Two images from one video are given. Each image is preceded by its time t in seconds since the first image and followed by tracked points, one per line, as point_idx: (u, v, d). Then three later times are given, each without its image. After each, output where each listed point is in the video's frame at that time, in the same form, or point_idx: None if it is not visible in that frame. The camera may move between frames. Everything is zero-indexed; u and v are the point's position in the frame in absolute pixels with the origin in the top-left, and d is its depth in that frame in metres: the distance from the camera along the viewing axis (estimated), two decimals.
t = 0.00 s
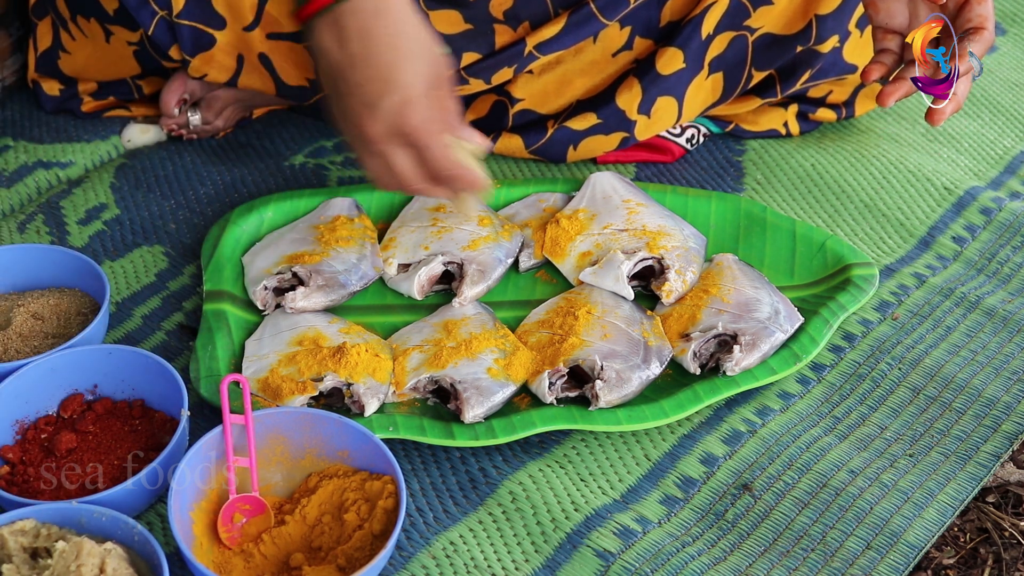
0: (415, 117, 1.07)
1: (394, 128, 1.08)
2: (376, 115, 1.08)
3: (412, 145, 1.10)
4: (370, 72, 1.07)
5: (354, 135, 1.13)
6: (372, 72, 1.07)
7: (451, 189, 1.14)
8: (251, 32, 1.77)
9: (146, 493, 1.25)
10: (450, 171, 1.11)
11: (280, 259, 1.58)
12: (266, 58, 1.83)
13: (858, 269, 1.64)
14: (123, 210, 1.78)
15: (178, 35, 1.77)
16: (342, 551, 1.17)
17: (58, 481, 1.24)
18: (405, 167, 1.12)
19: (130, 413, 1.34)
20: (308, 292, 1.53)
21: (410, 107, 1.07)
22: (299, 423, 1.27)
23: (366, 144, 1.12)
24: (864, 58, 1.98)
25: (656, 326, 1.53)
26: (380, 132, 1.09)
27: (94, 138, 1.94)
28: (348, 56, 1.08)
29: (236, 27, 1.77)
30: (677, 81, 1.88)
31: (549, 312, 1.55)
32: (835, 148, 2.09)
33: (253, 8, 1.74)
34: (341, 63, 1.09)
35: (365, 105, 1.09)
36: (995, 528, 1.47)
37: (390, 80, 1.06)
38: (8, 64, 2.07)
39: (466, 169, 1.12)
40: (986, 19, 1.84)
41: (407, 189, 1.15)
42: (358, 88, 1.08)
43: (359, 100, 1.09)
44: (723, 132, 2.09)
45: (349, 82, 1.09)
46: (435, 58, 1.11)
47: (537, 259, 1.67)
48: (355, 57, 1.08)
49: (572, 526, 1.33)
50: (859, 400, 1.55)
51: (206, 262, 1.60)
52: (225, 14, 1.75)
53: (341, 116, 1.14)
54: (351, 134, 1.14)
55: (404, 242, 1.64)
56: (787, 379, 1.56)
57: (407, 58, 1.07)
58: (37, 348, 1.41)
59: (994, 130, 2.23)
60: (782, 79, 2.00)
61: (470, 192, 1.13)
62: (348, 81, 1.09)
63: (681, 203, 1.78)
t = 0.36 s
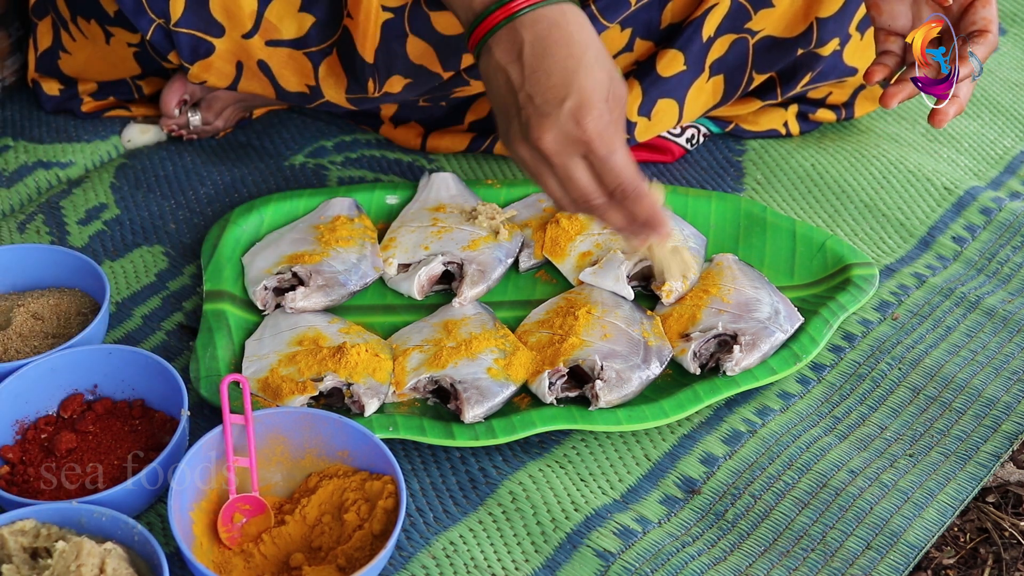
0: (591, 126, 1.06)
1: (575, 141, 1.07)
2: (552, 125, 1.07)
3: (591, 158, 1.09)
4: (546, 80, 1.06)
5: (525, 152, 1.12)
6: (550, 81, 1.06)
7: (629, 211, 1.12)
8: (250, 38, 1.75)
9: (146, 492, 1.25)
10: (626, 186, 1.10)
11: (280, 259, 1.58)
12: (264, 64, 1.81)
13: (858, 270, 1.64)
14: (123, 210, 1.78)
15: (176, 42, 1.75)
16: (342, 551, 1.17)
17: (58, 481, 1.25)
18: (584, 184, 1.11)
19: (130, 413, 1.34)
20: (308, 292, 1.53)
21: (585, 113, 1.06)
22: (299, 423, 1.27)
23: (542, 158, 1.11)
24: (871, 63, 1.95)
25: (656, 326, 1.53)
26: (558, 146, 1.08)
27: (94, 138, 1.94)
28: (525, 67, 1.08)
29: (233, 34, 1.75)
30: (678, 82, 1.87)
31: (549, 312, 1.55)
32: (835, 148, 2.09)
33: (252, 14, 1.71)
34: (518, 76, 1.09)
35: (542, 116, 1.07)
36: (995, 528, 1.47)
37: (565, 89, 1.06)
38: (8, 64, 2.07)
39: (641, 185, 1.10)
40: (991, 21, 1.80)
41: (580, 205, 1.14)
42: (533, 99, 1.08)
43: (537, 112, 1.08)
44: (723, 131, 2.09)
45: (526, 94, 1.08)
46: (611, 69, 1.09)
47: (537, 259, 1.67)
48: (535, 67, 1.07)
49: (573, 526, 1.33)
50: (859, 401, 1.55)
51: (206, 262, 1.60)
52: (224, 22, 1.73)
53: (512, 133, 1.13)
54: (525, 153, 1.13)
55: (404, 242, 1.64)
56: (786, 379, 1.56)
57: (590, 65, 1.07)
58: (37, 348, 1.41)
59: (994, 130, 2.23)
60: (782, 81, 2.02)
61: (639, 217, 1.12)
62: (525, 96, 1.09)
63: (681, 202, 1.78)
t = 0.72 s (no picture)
0: (371, 132, 0.89)
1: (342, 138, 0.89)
2: (328, 118, 0.89)
3: (358, 165, 0.91)
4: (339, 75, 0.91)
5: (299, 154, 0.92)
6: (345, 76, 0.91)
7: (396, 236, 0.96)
8: (250, 41, 1.75)
9: (146, 492, 1.25)
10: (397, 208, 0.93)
11: (280, 259, 1.58)
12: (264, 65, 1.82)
13: (858, 269, 1.64)
14: (123, 210, 1.78)
15: (176, 43, 1.77)
16: (343, 551, 1.17)
17: (58, 481, 1.24)
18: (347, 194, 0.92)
19: (130, 413, 1.34)
20: (308, 292, 1.53)
21: (366, 120, 0.89)
22: (299, 422, 1.27)
23: (309, 156, 0.91)
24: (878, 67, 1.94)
25: (656, 326, 1.53)
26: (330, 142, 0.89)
27: (94, 138, 1.94)
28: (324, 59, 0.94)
29: (234, 36, 1.76)
30: (678, 84, 1.88)
31: (548, 312, 1.55)
32: (835, 148, 2.09)
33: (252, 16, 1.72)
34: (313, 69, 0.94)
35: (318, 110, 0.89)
36: (995, 528, 1.47)
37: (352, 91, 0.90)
38: (8, 64, 2.07)
39: (415, 213, 0.95)
40: (991, 21, 1.79)
41: (340, 218, 0.95)
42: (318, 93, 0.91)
43: (310, 107, 0.91)
44: (723, 131, 2.09)
45: (312, 90, 0.92)
46: (413, 84, 0.95)
47: (537, 259, 1.67)
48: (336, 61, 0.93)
49: (572, 526, 1.33)
50: (859, 400, 1.55)
51: (206, 262, 1.60)
52: (224, 22, 1.74)
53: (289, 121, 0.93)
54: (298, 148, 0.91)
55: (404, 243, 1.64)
56: (786, 379, 1.56)
57: (386, 73, 0.92)
58: (37, 348, 1.41)
59: (994, 130, 2.23)
60: (782, 84, 2.03)
61: (404, 242, 0.96)
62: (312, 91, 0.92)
63: (681, 203, 1.78)
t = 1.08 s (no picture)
0: (428, 63, 1.05)
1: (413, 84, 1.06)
2: (387, 61, 1.07)
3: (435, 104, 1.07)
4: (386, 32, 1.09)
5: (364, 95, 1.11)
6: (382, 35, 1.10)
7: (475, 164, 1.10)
8: (249, 38, 1.76)
9: (146, 493, 1.25)
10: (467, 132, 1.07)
11: (280, 259, 1.58)
12: (263, 62, 1.82)
13: (858, 269, 1.64)
14: (123, 210, 1.78)
15: (176, 42, 1.75)
16: (343, 551, 1.17)
17: (58, 481, 1.24)
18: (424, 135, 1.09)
19: (130, 413, 1.34)
20: (308, 292, 1.54)
21: (421, 51, 1.06)
22: (299, 422, 1.27)
23: (380, 101, 1.09)
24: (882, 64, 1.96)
25: (656, 326, 1.53)
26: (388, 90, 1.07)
27: (94, 138, 1.94)
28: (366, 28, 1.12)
29: (233, 33, 1.76)
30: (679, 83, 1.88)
31: (548, 312, 1.55)
32: (835, 148, 2.09)
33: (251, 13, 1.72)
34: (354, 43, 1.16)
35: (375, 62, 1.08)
36: (995, 528, 1.47)
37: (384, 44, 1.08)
38: (8, 64, 2.07)
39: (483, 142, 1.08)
40: (989, 18, 1.80)
41: (425, 158, 1.12)
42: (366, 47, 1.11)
43: (374, 53, 1.09)
44: (723, 132, 2.09)
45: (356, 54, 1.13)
46: (467, 24, 1.10)
47: (537, 259, 1.67)
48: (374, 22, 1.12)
49: (572, 526, 1.33)
50: (859, 400, 1.55)
51: (206, 262, 1.60)
52: (223, 21, 1.73)
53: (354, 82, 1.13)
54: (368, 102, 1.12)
55: (404, 242, 1.64)
56: (786, 379, 1.56)
57: (443, 10, 1.09)
58: (37, 348, 1.41)
59: (994, 130, 2.23)
60: (782, 80, 2.01)
61: (486, 167, 1.10)
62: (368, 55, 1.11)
63: (681, 203, 1.78)
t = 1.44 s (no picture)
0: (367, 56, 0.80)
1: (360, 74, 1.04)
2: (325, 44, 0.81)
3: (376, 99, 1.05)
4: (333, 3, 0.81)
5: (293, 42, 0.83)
6: None
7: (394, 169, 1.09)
8: (249, 38, 1.75)
9: (146, 492, 1.25)
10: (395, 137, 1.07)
11: (280, 259, 1.58)
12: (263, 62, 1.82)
13: (858, 269, 1.64)
14: (123, 210, 1.78)
15: (175, 41, 1.76)
16: (342, 551, 1.17)
17: (58, 481, 1.24)
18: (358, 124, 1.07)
19: (130, 413, 1.34)
20: (308, 292, 1.53)
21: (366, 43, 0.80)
22: (299, 423, 1.27)
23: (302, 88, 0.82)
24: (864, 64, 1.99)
25: (656, 326, 1.53)
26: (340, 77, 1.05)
27: (94, 138, 1.94)
28: None
29: (233, 33, 1.75)
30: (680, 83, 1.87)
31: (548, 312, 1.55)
32: (835, 148, 2.09)
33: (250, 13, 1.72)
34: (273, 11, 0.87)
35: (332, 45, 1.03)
36: (995, 528, 1.47)
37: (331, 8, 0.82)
38: (8, 64, 2.06)
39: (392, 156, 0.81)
40: (994, 16, 1.79)
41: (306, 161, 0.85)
42: None
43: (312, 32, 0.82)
44: (723, 131, 2.09)
45: None
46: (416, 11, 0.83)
47: (537, 259, 1.68)
48: None
49: (572, 526, 1.33)
50: (859, 401, 1.55)
51: (206, 262, 1.60)
52: (223, 21, 1.74)
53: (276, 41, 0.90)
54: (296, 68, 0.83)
55: (404, 242, 1.64)
56: (786, 379, 1.56)
57: None
58: (37, 348, 1.41)
59: (994, 130, 2.23)
60: (782, 80, 2.00)
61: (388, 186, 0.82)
62: (294, 16, 0.84)
63: (681, 203, 1.78)
